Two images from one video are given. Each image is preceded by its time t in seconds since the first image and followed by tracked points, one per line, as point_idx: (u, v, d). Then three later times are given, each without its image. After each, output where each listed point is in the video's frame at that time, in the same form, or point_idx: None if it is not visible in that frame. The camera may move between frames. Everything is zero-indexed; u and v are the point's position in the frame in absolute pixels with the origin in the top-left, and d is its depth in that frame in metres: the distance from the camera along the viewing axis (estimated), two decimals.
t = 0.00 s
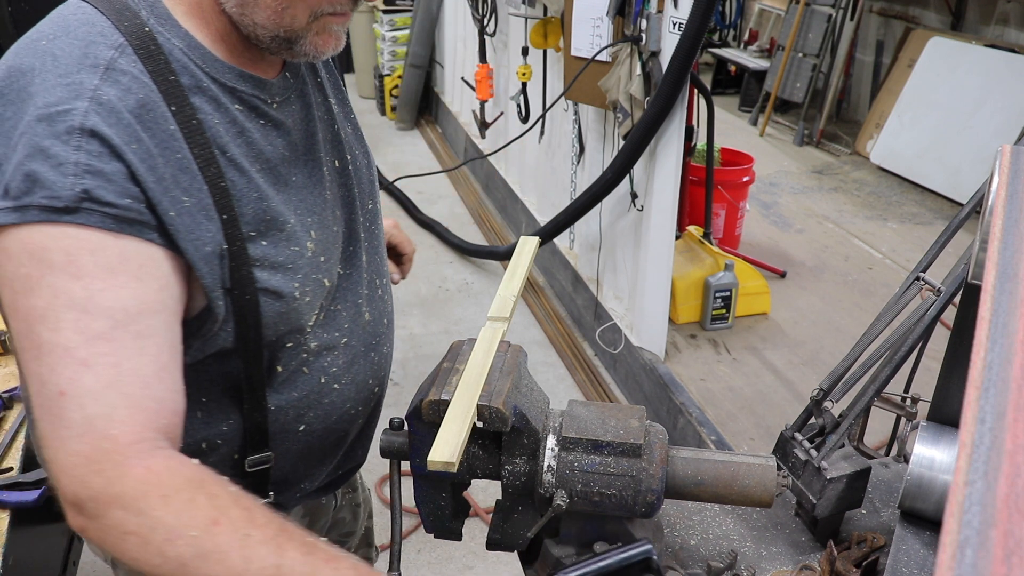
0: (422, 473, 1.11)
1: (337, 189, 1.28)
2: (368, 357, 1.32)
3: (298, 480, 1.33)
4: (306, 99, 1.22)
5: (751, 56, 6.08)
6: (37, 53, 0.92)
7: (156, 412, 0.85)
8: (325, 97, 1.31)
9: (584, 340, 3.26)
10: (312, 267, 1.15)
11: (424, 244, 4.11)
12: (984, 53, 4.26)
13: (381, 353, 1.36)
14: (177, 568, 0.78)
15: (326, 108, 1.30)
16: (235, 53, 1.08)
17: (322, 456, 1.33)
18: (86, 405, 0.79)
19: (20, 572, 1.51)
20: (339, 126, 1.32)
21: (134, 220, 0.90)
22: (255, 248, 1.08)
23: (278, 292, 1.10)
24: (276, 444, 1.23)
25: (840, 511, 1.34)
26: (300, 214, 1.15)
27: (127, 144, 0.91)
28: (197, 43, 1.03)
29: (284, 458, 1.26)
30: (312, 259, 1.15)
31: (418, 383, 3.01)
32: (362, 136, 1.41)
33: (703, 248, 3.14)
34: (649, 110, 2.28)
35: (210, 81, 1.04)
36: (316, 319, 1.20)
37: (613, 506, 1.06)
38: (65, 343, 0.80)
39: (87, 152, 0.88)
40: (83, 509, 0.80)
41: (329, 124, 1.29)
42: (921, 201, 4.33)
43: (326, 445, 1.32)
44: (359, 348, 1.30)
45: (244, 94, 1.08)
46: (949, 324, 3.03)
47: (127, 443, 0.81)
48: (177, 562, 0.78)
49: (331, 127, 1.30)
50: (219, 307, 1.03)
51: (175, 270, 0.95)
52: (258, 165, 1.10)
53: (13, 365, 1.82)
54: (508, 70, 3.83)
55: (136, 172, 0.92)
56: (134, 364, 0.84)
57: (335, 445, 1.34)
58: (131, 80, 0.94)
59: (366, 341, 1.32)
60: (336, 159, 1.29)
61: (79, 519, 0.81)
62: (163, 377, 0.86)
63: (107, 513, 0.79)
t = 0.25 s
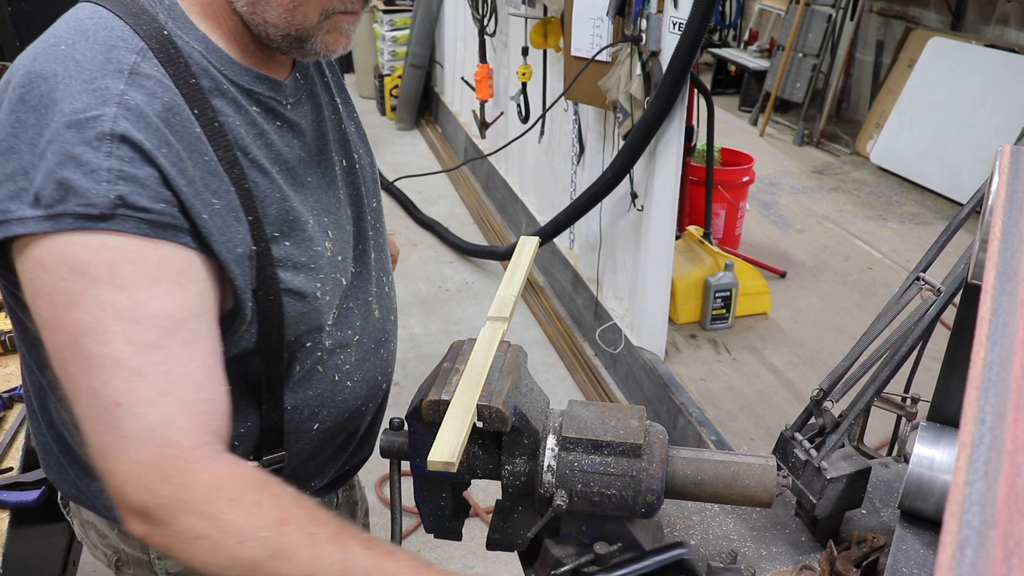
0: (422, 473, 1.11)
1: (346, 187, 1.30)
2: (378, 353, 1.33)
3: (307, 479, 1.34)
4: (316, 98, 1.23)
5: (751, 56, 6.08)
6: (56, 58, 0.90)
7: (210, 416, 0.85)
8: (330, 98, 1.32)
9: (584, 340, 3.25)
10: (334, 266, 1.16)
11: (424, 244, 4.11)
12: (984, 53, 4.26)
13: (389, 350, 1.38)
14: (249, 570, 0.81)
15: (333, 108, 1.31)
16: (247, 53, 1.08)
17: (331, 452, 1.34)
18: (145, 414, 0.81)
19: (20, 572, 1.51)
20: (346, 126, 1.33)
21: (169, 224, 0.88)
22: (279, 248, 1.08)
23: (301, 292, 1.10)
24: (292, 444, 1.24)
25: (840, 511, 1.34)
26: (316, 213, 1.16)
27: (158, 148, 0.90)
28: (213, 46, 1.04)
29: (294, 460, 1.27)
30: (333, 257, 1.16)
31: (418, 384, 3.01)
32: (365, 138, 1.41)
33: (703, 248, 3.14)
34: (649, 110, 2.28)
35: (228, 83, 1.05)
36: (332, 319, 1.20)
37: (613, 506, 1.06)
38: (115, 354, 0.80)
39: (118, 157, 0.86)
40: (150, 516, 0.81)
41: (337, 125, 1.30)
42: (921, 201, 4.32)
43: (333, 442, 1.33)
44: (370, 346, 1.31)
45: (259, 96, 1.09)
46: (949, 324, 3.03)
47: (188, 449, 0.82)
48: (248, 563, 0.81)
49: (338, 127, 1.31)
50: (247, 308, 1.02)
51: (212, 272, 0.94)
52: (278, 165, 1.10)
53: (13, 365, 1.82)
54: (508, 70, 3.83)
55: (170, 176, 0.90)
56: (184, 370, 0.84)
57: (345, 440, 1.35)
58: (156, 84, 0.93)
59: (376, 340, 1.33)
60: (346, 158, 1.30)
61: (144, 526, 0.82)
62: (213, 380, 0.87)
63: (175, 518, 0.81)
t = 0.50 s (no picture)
0: (422, 473, 1.11)
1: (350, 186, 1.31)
2: (381, 353, 1.34)
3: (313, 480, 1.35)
4: (320, 100, 1.25)
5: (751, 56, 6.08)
6: (66, 70, 0.90)
7: (266, 415, 0.87)
8: (333, 98, 1.33)
9: (583, 340, 3.25)
10: (346, 267, 1.17)
11: (424, 244, 4.11)
12: (984, 53, 4.26)
13: (391, 350, 1.39)
14: (321, 566, 0.84)
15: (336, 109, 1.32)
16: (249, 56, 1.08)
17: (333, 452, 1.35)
18: (207, 421, 0.82)
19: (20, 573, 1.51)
20: (349, 127, 1.33)
21: (199, 232, 0.88)
22: (297, 251, 1.08)
23: (318, 295, 1.10)
24: (297, 445, 1.25)
25: (840, 511, 1.34)
26: (327, 215, 1.18)
27: (181, 156, 0.90)
28: (221, 50, 1.04)
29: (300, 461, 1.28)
30: (344, 258, 1.17)
31: (418, 383, 3.01)
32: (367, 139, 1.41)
33: (703, 248, 3.14)
34: (649, 110, 2.28)
35: (237, 86, 1.05)
36: (342, 321, 1.21)
37: (613, 506, 1.06)
38: (171, 366, 0.82)
39: (141, 168, 0.86)
40: (222, 518, 0.84)
41: (342, 125, 1.32)
42: (921, 201, 4.32)
43: (335, 442, 1.34)
44: (373, 346, 1.31)
45: (268, 99, 1.10)
46: (949, 324, 3.03)
47: (252, 451, 0.84)
48: (321, 561, 0.84)
49: (342, 129, 1.32)
50: (268, 310, 1.03)
51: (242, 277, 0.95)
52: (290, 167, 1.11)
53: (13, 365, 1.82)
54: (508, 70, 3.83)
55: (195, 183, 0.90)
56: (236, 373, 0.85)
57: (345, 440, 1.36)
58: (170, 93, 0.93)
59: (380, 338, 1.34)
60: (349, 159, 1.32)
61: (215, 527, 0.85)
62: (263, 377, 0.88)
63: (248, 520, 0.83)
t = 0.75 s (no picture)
0: (422, 472, 1.11)
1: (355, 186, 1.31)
2: (385, 354, 1.34)
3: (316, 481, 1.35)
4: (327, 100, 1.25)
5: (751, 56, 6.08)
6: (77, 68, 0.90)
7: (277, 413, 0.87)
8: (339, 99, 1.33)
9: (584, 340, 3.25)
10: (352, 266, 1.18)
11: (424, 244, 4.11)
12: (984, 53, 4.26)
13: (395, 352, 1.39)
14: (333, 561, 0.88)
15: (342, 109, 1.32)
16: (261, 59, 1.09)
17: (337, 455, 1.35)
18: (221, 420, 0.83)
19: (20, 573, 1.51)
20: (353, 127, 1.34)
21: (209, 231, 0.88)
22: (305, 251, 1.08)
23: (325, 295, 1.10)
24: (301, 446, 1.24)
25: (840, 511, 1.34)
26: (335, 215, 1.18)
27: (191, 155, 0.90)
28: (229, 48, 1.04)
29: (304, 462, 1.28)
30: (350, 259, 1.18)
31: (418, 383, 3.01)
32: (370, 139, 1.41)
33: (703, 248, 3.14)
34: (649, 110, 2.28)
35: (246, 85, 1.05)
36: (349, 321, 1.21)
37: (613, 506, 1.06)
38: (183, 366, 0.82)
39: (152, 166, 0.86)
40: (237, 516, 0.85)
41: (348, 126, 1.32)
42: (921, 200, 4.32)
43: (341, 444, 1.34)
44: (377, 347, 1.31)
45: (276, 99, 1.10)
46: (949, 324, 3.03)
47: (266, 450, 0.85)
48: (333, 556, 0.87)
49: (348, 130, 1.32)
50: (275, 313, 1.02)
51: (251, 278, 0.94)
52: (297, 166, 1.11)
53: (13, 365, 1.82)
54: (508, 70, 3.83)
55: (204, 181, 0.90)
56: (248, 372, 0.85)
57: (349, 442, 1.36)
58: (181, 92, 0.93)
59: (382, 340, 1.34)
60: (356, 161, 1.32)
61: (228, 523, 0.86)
62: (275, 377, 0.89)
63: (264, 517, 0.85)
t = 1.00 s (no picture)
0: (421, 472, 1.11)
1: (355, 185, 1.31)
2: (384, 357, 1.34)
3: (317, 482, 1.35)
4: (327, 98, 1.25)
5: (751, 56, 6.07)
6: (72, 61, 0.90)
7: (275, 407, 0.88)
8: (339, 98, 1.33)
9: (584, 340, 3.25)
10: (349, 265, 1.18)
11: (424, 244, 4.11)
12: (984, 53, 4.26)
13: (395, 355, 1.39)
14: (336, 557, 0.87)
15: (343, 108, 1.32)
16: (258, 54, 1.09)
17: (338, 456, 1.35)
18: (219, 414, 0.83)
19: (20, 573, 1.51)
20: (353, 126, 1.34)
21: (203, 223, 0.87)
22: (299, 249, 1.08)
23: (320, 294, 1.10)
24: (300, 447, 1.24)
25: (840, 511, 1.34)
26: (332, 215, 1.18)
27: (183, 147, 0.90)
28: (227, 46, 1.04)
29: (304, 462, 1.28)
30: (347, 259, 1.18)
31: (418, 383, 3.01)
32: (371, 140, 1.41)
33: (703, 248, 3.15)
34: (649, 110, 2.28)
35: (243, 81, 1.05)
36: (346, 321, 1.21)
37: (613, 506, 1.06)
38: (177, 360, 0.82)
39: (144, 158, 0.86)
40: (237, 511, 0.85)
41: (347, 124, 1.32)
42: (921, 201, 4.32)
43: (341, 444, 1.34)
44: (375, 350, 1.31)
45: (273, 96, 1.10)
46: (949, 324, 3.03)
47: (266, 443, 0.85)
48: (336, 550, 0.87)
49: (348, 130, 1.32)
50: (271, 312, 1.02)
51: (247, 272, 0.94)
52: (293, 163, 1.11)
53: (13, 365, 1.82)
54: (508, 70, 3.83)
55: (196, 174, 0.90)
56: (247, 365, 0.86)
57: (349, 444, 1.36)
58: (176, 86, 0.93)
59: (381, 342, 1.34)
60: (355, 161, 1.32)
61: (228, 520, 0.86)
62: (272, 370, 0.89)
63: (267, 512, 0.85)
